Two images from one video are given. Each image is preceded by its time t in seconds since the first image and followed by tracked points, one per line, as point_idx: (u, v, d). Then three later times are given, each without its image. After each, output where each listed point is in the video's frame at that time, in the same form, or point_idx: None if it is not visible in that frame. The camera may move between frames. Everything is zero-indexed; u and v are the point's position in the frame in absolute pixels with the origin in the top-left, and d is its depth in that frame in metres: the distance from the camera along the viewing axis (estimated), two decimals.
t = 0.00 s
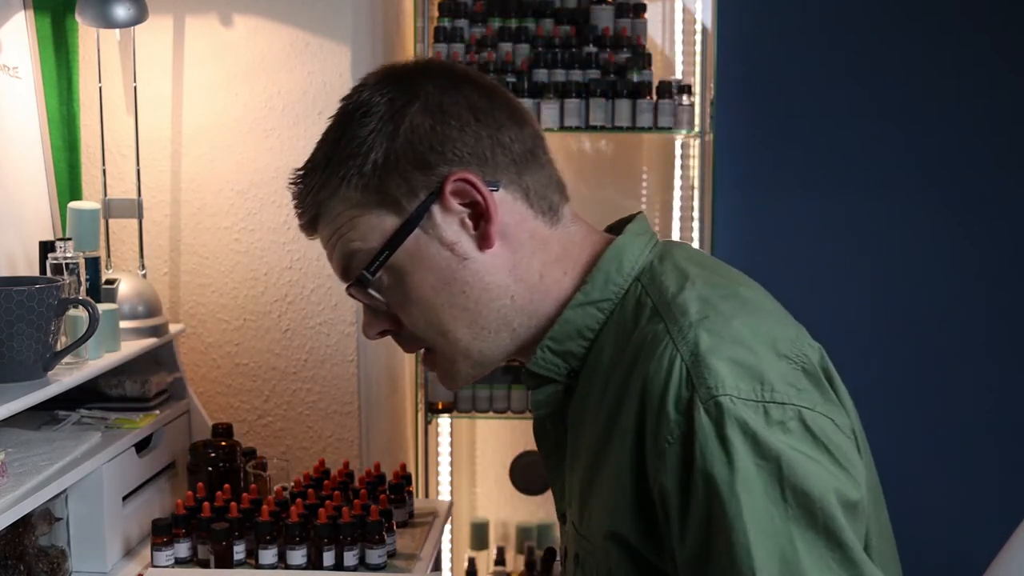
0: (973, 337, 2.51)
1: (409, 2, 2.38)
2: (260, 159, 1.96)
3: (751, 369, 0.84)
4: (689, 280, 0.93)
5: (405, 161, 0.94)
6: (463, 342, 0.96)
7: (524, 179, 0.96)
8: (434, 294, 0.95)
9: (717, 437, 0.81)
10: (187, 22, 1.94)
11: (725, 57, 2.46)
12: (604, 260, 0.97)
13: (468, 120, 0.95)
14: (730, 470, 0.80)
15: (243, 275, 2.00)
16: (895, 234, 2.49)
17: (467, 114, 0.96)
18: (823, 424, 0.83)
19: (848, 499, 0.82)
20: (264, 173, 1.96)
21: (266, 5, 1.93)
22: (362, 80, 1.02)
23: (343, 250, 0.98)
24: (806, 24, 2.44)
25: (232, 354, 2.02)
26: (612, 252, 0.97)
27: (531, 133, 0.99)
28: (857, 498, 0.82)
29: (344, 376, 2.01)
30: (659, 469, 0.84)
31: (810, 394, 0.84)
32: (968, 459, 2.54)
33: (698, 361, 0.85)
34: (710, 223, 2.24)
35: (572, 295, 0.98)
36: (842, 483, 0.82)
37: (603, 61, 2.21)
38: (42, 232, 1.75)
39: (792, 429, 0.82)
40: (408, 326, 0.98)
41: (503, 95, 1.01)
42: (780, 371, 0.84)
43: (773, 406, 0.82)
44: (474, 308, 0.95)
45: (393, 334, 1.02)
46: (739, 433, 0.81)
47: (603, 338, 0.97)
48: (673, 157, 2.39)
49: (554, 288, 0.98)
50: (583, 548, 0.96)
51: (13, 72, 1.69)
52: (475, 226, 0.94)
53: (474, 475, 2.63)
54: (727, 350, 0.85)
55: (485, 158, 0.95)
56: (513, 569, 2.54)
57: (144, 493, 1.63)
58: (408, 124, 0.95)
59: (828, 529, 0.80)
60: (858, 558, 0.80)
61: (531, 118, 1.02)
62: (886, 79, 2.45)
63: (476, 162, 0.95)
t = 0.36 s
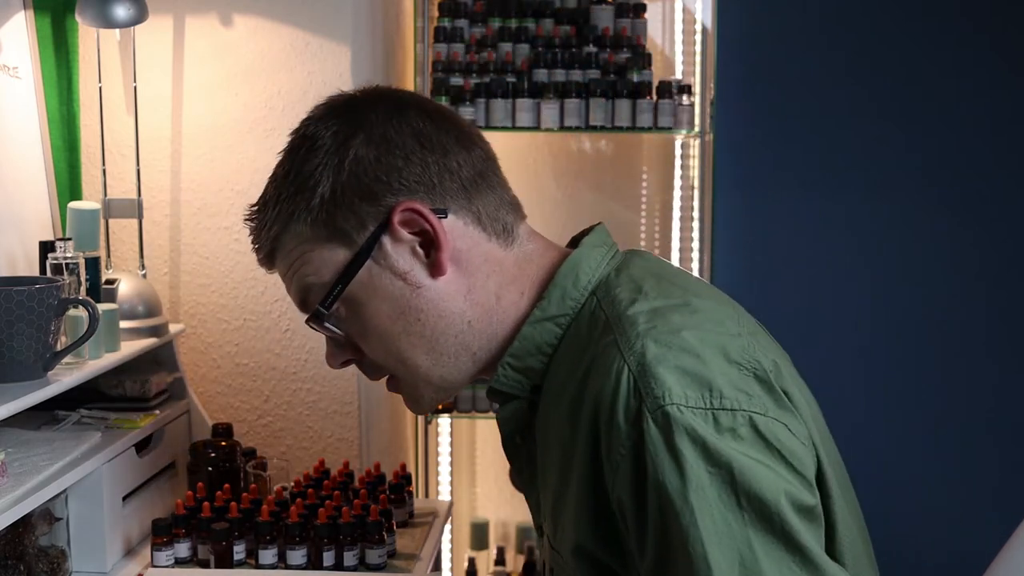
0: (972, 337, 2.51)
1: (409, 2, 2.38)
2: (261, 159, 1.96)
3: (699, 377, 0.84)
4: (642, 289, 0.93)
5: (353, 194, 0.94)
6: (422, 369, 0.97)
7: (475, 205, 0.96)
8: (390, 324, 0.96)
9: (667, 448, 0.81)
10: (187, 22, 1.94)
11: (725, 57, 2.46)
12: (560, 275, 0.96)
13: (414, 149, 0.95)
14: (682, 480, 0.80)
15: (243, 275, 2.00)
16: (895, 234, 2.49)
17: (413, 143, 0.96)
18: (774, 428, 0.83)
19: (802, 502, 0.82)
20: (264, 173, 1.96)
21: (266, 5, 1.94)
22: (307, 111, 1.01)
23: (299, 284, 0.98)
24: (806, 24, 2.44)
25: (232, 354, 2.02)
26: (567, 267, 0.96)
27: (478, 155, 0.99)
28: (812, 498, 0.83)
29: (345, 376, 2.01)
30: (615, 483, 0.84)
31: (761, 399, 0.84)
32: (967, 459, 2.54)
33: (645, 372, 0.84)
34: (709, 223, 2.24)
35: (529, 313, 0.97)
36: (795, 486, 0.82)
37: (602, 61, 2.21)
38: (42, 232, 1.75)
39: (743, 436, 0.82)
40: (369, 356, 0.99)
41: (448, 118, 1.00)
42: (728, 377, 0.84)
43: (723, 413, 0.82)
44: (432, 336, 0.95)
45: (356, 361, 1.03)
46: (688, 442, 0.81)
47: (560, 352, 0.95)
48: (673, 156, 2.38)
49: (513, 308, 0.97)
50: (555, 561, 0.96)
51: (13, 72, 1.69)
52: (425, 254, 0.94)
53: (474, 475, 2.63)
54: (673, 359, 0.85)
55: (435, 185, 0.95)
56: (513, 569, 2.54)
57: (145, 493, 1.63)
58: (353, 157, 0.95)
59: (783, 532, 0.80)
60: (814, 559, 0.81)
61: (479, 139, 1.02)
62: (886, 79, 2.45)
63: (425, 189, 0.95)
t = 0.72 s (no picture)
0: (972, 337, 2.51)
1: (409, 2, 2.38)
2: (260, 159, 1.96)
3: (692, 376, 0.83)
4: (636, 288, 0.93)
5: (349, 197, 0.94)
6: (418, 371, 0.97)
7: (471, 207, 0.96)
8: (386, 326, 0.96)
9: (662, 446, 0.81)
10: (187, 22, 1.94)
11: (725, 57, 2.46)
12: (556, 274, 0.96)
13: (410, 151, 0.95)
14: (677, 479, 0.80)
15: (243, 275, 2.00)
16: (895, 234, 2.49)
17: (410, 146, 0.96)
18: (769, 427, 0.83)
19: (797, 501, 0.82)
20: (264, 172, 1.96)
21: (266, 5, 1.94)
22: (305, 114, 1.01)
23: (297, 286, 0.99)
24: (806, 24, 2.44)
25: (232, 354, 2.02)
26: (564, 267, 0.96)
27: (474, 157, 0.99)
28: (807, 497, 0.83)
29: (345, 376, 2.01)
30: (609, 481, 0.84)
31: (755, 398, 0.84)
32: (968, 459, 2.54)
33: (639, 371, 0.84)
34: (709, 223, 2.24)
35: (525, 312, 0.97)
36: (789, 484, 0.82)
37: (602, 61, 2.21)
38: (42, 232, 1.75)
39: (737, 434, 0.82)
40: (365, 356, 0.99)
41: (445, 120, 1.00)
42: (722, 377, 0.84)
43: (717, 412, 0.82)
44: (428, 338, 0.96)
45: (354, 360, 1.04)
46: (682, 441, 0.81)
47: (556, 350, 0.95)
48: (673, 157, 2.40)
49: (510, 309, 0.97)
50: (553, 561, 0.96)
51: (13, 72, 1.69)
52: (421, 257, 0.94)
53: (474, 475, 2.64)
54: (666, 358, 0.85)
55: (431, 187, 0.95)
56: (513, 569, 2.54)
57: (145, 493, 1.63)
58: (350, 160, 0.95)
59: (778, 529, 0.80)
60: (810, 557, 0.81)
61: (477, 141, 1.02)
62: (886, 79, 2.45)
63: (421, 192, 0.95)
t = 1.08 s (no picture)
0: (973, 336, 2.51)
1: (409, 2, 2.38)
2: (260, 159, 1.96)
3: (717, 369, 0.83)
4: (660, 281, 0.93)
5: (389, 167, 0.94)
6: (443, 346, 0.97)
7: (509, 190, 0.96)
8: (414, 299, 0.96)
9: (686, 438, 0.81)
10: (187, 22, 1.94)
11: (725, 57, 2.46)
12: (582, 260, 0.96)
13: (455, 128, 0.95)
14: (701, 470, 0.80)
15: (243, 275, 1.99)
16: (895, 234, 2.49)
17: (455, 123, 0.96)
18: (792, 422, 0.83)
19: (819, 495, 0.81)
20: (264, 172, 1.96)
21: (266, 5, 1.93)
22: (352, 80, 1.01)
23: (328, 251, 0.99)
24: (806, 24, 2.44)
25: (232, 354, 2.02)
26: (591, 252, 0.96)
27: (517, 142, 0.99)
28: (829, 492, 0.83)
29: (344, 376, 2.01)
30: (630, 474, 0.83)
31: (779, 393, 0.84)
32: (968, 459, 2.54)
33: (663, 363, 0.84)
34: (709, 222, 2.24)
35: (551, 295, 0.97)
36: (813, 480, 0.82)
37: (602, 61, 2.21)
38: (42, 232, 1.75)
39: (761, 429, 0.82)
40: (390, 326, 1.00)
41: (491, 102, 1.00)
42: (747, 371, 0.84)
43: (741, 406, 0.82)
44: (456, 314, 0.96)
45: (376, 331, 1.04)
46: (707, 433, 0.81)
47: (579, 334, 0.95)
48: (673, 157, 2.40)
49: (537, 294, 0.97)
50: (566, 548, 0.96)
51: (13, 72, 1.69)
52: (456, 232, 0.94)
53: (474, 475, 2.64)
54: (691, 351, 0.84)
55: (471, 166, 0.95)
56: (513, 569, 2.55)
57: (145, 493, 1.63)
58: (396, 129, 0.95)
59: (801, 523, 0.80)
60: (832, 552, 0.80)
61: (520, 126, 1.02)
62: (886, 78, 2.45)
63: (460, 170, 0.95)
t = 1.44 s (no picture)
0: (973, 336, 2.51)
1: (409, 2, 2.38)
2: (260, 160, 1.96)
3: (799, 321, 0.85)
4: (724, 253, 0.96)
5: (473, 117, 0.98)
6: (502, 300, 0.99)
7: (582, 155, 1.00)
8: (480, 249, 0.99)
9: (780, 379, 0.81)
10: (187, 22, 1.94)
11: (725, 57, 2.46)
12: (648, 233, 0.99)
13: (539, 88, 1.00)
14: (799, 407, 0.79)
15: (243, 275, 2.00)
16: (895, 234, 2.49)
17: (540, 84, 1.00)
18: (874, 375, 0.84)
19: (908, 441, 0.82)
20: (264, 172, 1.96)
21: (266, 5, 1.93)
22: (440, 39, 1.07)
23: (398, 193, 1.01)
24: (806, 24, 2.44)
25: (233, 354, 2.02)
26: (656, 226, 1.00)
27: (595, 114, 1.03)
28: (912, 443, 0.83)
29: (344, 376, 2.01)
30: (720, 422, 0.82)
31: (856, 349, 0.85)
32: (968, 459, 2.54)
33: (746, 315, 0.85)
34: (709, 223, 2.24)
35: (613, 265, 1.00)
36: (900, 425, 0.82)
37: (602, 61, 2.21)
38: (42, 233, 1.75)
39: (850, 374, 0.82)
40: (449, 276, 1.01)
41: (574, 75, 1.05)
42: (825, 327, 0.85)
43: (828, 352, 0.83)
44: (519, 268, 0.98)
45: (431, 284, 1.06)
46: (798, 374, 0.81)
47: (644, 303, 0.98)
48: (673, 156, 2.42)
49: (599, 260, 1.00)
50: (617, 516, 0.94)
51: (13, 72, 1.69)
52: (529, 187, 0.97)
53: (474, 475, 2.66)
54: (771, 307, 0.86)
55: (548, 128, 0.99)
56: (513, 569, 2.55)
57: (145, 493, 1.63)
58: (484, 81, 1.00)
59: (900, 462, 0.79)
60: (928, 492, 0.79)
61: (596, 102, 1.07)
62: (886, 78, 2.45)
63: (540, 129, 0.99)
